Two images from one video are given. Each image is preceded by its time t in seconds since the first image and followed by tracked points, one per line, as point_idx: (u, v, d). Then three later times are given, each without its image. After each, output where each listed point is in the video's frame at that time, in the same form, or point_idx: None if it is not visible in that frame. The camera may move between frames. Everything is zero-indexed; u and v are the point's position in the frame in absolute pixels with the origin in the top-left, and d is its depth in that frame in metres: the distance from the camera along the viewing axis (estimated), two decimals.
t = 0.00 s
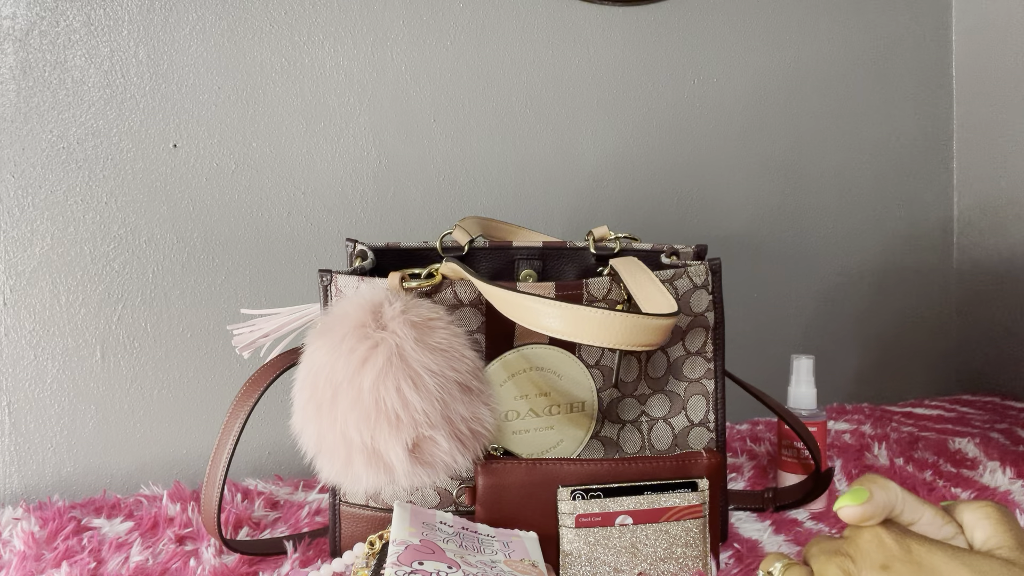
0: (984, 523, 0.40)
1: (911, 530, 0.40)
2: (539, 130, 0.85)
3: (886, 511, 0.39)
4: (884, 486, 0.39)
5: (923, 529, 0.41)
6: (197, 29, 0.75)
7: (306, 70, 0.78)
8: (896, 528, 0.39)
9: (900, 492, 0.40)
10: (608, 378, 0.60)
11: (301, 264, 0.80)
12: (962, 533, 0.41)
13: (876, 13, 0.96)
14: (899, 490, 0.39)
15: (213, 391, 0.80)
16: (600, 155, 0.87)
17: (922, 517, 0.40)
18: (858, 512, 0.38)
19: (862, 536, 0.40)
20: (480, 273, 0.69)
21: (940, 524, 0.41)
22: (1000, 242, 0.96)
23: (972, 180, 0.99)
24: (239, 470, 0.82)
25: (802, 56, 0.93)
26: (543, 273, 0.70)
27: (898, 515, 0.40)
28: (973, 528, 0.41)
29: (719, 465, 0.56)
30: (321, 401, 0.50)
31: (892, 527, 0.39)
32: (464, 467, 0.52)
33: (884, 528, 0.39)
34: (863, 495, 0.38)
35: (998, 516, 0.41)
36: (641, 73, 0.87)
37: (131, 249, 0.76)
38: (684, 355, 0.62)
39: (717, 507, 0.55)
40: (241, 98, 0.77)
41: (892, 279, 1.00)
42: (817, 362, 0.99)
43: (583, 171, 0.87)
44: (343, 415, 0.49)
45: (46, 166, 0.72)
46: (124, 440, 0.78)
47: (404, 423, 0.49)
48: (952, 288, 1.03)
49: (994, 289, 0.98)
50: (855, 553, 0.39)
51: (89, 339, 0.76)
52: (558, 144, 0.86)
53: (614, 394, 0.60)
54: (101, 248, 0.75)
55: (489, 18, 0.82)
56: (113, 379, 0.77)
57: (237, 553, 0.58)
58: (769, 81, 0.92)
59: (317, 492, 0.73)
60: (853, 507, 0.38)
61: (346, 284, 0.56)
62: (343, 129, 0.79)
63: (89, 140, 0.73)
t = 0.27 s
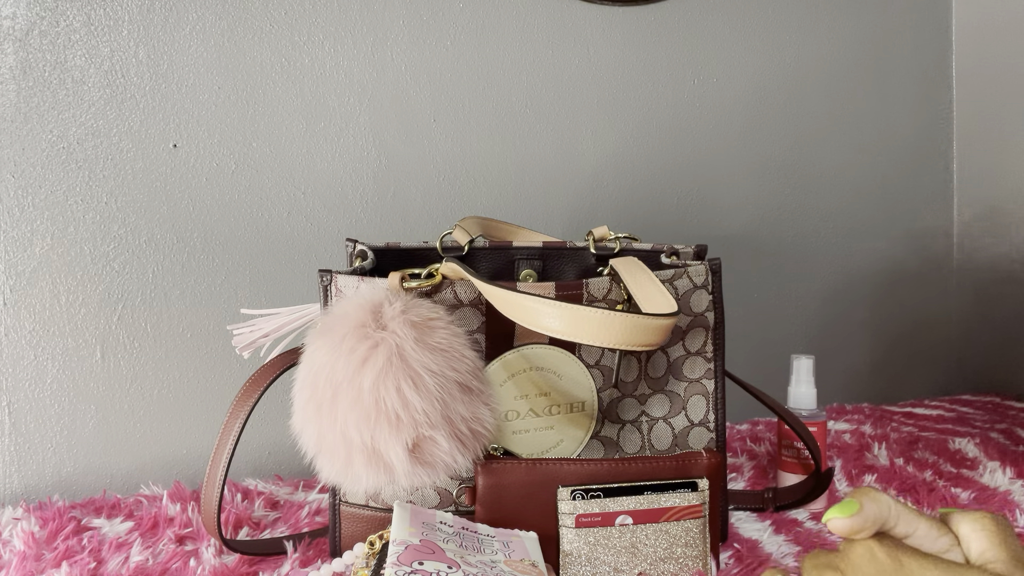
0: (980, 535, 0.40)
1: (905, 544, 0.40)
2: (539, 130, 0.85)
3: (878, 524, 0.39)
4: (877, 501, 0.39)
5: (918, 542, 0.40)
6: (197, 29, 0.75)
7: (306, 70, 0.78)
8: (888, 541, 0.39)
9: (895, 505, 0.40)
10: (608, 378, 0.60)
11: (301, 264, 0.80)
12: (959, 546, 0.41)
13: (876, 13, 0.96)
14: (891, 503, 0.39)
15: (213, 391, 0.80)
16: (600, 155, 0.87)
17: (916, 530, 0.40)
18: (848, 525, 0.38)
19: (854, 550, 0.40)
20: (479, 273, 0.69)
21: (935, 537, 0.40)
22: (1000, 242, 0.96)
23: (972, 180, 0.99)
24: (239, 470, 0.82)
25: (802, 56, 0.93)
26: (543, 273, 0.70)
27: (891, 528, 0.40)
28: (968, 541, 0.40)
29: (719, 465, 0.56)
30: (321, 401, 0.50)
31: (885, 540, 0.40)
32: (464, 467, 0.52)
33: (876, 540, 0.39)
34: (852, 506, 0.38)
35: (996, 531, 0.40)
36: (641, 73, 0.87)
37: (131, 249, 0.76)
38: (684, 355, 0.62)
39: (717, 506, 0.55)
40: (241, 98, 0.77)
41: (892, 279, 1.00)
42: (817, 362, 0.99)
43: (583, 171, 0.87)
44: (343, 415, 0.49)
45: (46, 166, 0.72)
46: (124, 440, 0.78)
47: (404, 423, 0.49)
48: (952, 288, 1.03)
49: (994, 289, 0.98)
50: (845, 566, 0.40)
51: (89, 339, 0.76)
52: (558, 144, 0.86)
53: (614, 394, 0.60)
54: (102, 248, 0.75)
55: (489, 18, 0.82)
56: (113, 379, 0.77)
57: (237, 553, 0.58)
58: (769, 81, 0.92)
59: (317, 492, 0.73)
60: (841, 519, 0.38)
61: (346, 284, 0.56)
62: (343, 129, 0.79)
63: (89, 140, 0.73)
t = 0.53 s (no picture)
0: None
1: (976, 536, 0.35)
2: (539, 130, 0.85)
3: (953, 509, 0.34)
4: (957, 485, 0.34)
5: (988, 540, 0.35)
6: (197, 29, 0.75)
7: (306, 70, 0.78)
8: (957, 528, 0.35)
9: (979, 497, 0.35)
10: (608, 378, 0.60)
11: (301, 264, 0.80)
12: None
13: (876, 13, 0.96)
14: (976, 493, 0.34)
15: (213, 391, 0.80)
16: (600, 155, 0.87)
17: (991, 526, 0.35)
18: (926, 498, 0.34)
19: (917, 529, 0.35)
20: (479, 273, 0.69)
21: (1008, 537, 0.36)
22: (1000, 242, 0.96)
23: (973, 180, 0.99)
24: (239, 470, 0.82)
25: (802, 56, 0.93)
26: (543, 273, 0.70)
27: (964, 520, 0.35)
28: None
29: (719, 465, 0.56)
30: (321, 401, 0.50)
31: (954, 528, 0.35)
32: (464, 467, 0.52)
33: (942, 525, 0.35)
34: (937, 484, 0.34)
35: None
36: (641, 73, 0.87)
37: (131, 249, 0.76)
38: (683, 355, 0.62)
39: (717, 506, 0.55)
40: (241, 98, 0.77)
41: (892, 278, 1.00)
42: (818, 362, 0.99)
43: (583, 170, 0.87)
44: (343, 415, 0.49)
45: (46, 166, 0.72)
46: (124, 440, 0.78)
47: (404, 423, 0.49)
48: (952, 288, 1.03)
49: (994, 289, 0.98)
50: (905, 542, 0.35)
51: (89, 339, 0.76)
52: (558, 144, 0.86)
53: (614, 394, 0.60)
54: (102, 248, 0.75)
55: (489, 18, 0.82)
56: (113, 379, 0.77)
57: (237, 553, 0.58)
58: (769, 81, 0.92)
59: (317, 492, 0.73)
60: (923, 493, 0.34)
61: (346, 284, 0.56)
62: (344, 129, 0.79)
63: (89, 140, 0.73)
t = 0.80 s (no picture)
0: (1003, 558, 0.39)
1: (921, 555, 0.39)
2: (539, 130, 0.85)
3: (898, 531, 0.39)
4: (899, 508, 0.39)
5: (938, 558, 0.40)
6: (197, 29, 0.75)
7: (306, 70, 0.78)
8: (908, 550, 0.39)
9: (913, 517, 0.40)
10: (608, 378, 0.60)
11: (301, 264, 0.80)
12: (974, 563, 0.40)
13: (876, 13, 0.96)
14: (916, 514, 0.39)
15: (213, 391, 0.80)
16: (600, 155, 0.87)
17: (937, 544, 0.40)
18: (866, 522, 0.38)
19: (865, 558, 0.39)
20: (479, 273, 0.69)
21: (956, 553, 0.40)
22: (1000, 242, 0.96)
23: (973, 180, 0.99)
24: (239, 470, 0.82)
25: (802, 56, 0.93)
26: (543, 273, 0.70)
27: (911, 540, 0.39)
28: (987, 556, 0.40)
29: (719, 465, 0.56)
30: (321, 401, 0.50)
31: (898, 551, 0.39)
32: (464, 467, 0.52)
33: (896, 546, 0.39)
34: (875, 507, 0.38)
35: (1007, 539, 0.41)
36: (641, 73, 0.87)
37: (131, 249, 0.76)
38: (683, 355, 0.62)
39: (717, 506, 0.55)
40: (241, 98, 0.77)
41: (892, 278, 1.00)
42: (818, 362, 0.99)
43: (583, 170, 0.87)
44: (344, 415, 0.49)
45: (46, 166, 0.72)
46: (124, 440, 0.78)
47: (404, 423, 0.49)
48: (952, 289, 1.03)
49: (994, 289, 0.98)
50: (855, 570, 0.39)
51: (89, 339, 0.76)
52: (558, 144, 0.86)
53: (614, 394, 0.60)
54: (102, 248, 0.75)
55: (489, 18, 0.82)
56: (113, 379, 0.77)
57: (237, 553, 0.58)
58: (769, 81, 0.92)
59: (317, 492, 0.73)
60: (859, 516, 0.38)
61: (346, 284, 0.56)
62: (343, 129, 0.79)
63: (89, 140, 0.73)
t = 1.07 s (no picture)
0: None
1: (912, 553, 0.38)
2: (539, 130, 0.85)
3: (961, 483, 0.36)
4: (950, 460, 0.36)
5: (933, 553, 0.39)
6: (197, 29, 0.75)
7: (306, 70, 0.78)
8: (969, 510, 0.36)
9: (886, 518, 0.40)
10: (608, 378, 0.60)
11: (301, 264, 0.80)
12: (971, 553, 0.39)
13: (876, 13, 0.96)
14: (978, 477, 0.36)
15: (213, 391, 0.80)
16: (600, 155, 0.87)
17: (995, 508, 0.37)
18: (931, 466, 0.36)
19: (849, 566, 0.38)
20: (479, 273, 0.69)
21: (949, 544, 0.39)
22: (1000, 242, 0.96)
23: (973, 180, 0.99)
24: (239, 470, 0.82)
25: (802, 56, 0.93)
26: (543, 273, 0.70)
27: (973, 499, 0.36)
28: None
29: (719, 465, 0.56)
30: (321, 401, 0.50)
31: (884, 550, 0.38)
32: (464, 467, 0.52)
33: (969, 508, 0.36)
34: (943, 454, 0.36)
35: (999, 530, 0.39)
36: (641, 73, 0.87)
37: (131, 249, 0.76)
38: (683, 355, 0.62)
39: (717, 506, 0.55)
40: (241, 98, 0.77)
41: (892, 278, 1.00)
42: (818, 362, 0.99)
43: (583, 170, 0.87)
44: (344, 415, 0.49)
45: (46, 166, 0.72)
46: (124, 440, 0.78)
47: (404, 423, 0.49)
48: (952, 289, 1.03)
49: (994, 288, 0.97)
50: None
51: (89, 339, 0.76)
52: (558, 144, 0.86)
53: (614, 394, 0.60)
54: (102, 248, 0.75)
55: (489, 19, 0.82)
56: (113, 379, 0.77)
57: (237, 553, 0.58)
58: (769, 81, 0.92)
59: (317, 492, 0.73)
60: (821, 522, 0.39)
61: (346, 284, 0.56)
62: (343, 129, 0.79)
63: (89, 140, 0.73)
